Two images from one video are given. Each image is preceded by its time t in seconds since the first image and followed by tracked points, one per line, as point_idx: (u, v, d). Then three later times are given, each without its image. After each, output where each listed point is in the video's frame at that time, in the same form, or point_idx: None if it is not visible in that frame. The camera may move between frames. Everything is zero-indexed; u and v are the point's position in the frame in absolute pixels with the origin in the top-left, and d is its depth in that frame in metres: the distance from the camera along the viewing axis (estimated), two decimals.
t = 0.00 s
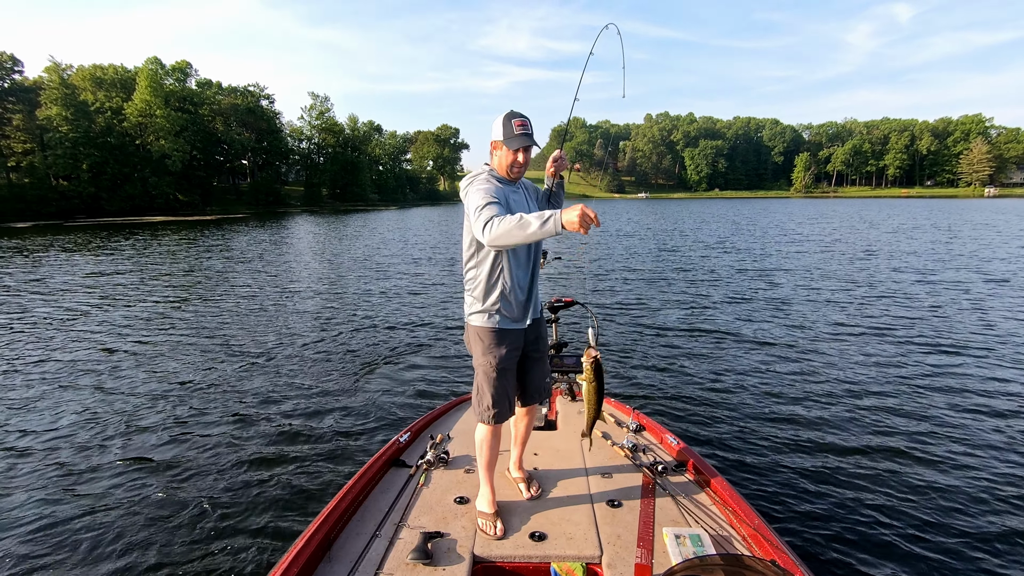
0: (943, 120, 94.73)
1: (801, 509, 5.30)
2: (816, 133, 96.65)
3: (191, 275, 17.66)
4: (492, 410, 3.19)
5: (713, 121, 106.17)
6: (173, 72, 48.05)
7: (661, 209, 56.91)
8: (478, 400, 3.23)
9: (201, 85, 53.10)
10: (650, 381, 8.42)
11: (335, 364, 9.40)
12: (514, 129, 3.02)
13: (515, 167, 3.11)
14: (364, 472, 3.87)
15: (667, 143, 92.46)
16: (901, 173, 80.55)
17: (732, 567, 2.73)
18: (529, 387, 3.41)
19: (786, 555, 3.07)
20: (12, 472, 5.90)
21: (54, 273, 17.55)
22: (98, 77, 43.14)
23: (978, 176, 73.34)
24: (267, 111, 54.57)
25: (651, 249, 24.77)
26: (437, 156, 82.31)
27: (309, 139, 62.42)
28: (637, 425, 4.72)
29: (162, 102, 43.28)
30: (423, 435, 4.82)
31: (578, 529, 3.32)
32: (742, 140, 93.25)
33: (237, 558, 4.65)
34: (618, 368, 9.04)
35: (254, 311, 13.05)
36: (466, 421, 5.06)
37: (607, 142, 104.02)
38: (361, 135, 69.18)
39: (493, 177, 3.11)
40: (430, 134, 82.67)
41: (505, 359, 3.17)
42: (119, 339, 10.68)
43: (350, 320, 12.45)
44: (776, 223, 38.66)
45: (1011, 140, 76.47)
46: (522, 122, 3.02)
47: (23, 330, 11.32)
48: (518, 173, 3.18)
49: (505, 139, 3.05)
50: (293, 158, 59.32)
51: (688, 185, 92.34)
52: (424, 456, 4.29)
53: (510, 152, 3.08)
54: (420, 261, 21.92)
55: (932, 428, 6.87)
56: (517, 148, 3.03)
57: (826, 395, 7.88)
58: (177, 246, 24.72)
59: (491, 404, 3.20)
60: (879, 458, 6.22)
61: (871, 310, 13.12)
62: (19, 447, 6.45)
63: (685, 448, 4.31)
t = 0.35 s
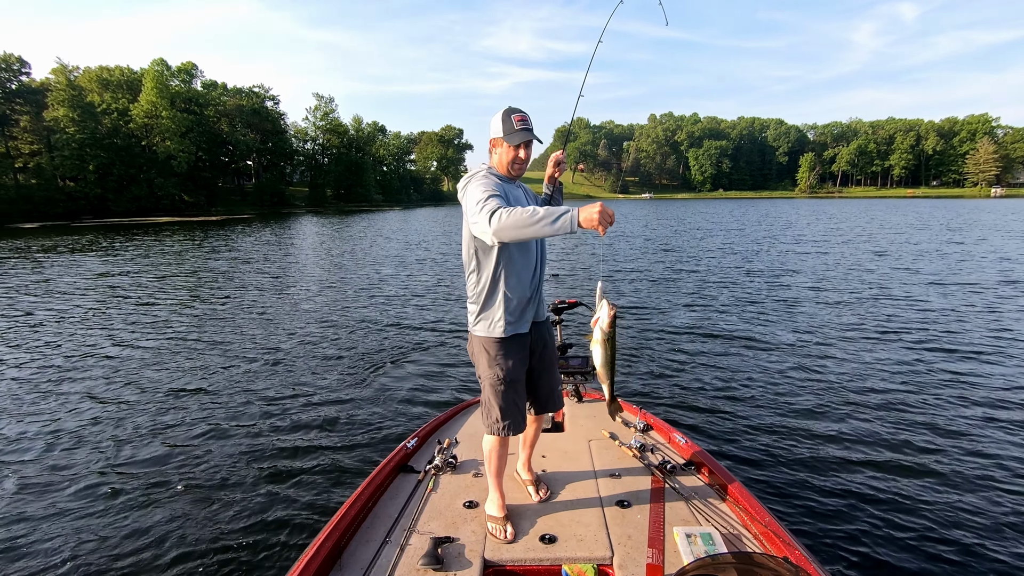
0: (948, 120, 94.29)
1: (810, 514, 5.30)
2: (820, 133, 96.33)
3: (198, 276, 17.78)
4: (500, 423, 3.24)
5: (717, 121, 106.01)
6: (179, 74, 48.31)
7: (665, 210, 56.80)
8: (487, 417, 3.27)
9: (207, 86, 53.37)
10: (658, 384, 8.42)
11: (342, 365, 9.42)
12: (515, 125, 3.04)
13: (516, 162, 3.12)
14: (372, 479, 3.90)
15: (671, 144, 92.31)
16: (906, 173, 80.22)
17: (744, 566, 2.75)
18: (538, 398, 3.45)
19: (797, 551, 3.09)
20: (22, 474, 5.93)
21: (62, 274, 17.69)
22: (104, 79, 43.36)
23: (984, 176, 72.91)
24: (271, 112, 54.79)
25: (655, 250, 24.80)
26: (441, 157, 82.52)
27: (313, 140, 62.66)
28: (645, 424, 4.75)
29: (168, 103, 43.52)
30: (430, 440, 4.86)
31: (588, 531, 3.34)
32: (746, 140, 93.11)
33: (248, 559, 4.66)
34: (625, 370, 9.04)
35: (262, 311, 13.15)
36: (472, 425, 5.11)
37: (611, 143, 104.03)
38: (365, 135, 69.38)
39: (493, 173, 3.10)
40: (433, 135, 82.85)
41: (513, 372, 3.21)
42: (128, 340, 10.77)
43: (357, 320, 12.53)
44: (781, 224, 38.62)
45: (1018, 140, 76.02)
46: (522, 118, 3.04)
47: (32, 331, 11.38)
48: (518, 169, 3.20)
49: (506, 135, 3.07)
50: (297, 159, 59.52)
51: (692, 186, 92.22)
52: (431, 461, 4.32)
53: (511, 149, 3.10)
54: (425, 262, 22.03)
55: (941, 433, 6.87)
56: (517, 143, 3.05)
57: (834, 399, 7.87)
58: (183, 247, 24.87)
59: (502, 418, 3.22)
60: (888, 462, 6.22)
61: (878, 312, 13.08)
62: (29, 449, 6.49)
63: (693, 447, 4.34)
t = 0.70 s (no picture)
0: (955, 122, 93.73)
1: (815, 519, 5.30)
2: (826, 135, 95.94)
3: (203, 273, 17.88)
4: (501, 425, 3.27)
5: (722, 122, 105.71)
6: (185, 71, 48.49)
7: (670, 210, 56.70)
8: (490, 419, 3.31)
9: (213, 83, 53.57)
10: (662, 388, 8.41)
11: (347, 364, 9.45)
12: (509, 119, 3.02)
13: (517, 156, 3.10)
14: (374, 480, 3.92)
15: (676, 144, 92.09)
16: (912, 175, 79.82)
17: (746, 564, 2.77)
18: (545, 402, 3.44)
19: (799, 549, 3.11)
20: (30, 470, 6.00)
21: (68, 271, 17.82)
22: (111, 76, 43.52)
23: (991, 179, 72.47)
24: (277, 110, 54.94)
25: (660, 251, 24.83)
26: (446, 156, 82.65)
27: (319, 138, 62.82)
28: (646, 423, 4.77)
29: (174, 100, 43.70)
30: (432, 440, 4.89)
31: (590, 530, 3.36)
32: (751, 141, 92.83)
33: (252, 559, 4.68)
34: (630, 374, 9.03)
35: (267, 309, 13.23)
36: (474, 425, 5.13)
37: (615, 143, 103.93)
38: (370, 134, 69.49)
39: (494, 171, 3.12)
40: (438, 134, 83.00)
41: (515, 375, 3.24)
42: (135, 336, 10.87)
43: (362, 318, 12.60)
44: (787, 225, 38.55)
45: None
46: (518, 110, 3.02)
47: (38, 328, 11.44)
48: (518, 164, 3.17)
49: (502, 131, 3.07)
50: (302, 157, 59.65)
51: (697, 186, 92.03)
52: (433, 462, 4.35)
53: (508, 145, 3.09)
54: (429, 261, 22.10)
55: (946, 439, 6.85)
56: (515, 137, 3.05)
57: (839, 404, 7.85)
58: (188, 244, 25.00)
59: (505, 418, 3.25)
60: (893, 468, 6.21)
61: (883, 316, 13.05)
62: (37, 446, 6.54)
63: (695, 446, 4.35)
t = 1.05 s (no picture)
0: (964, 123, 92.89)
1: (813, 522, 5.26)
2: (833, 135, 95.35)
3: (207, 272, 18.00)
4: (496, 421, 3.25)
5: (728, 123, 105.30)
6: (192, 70, 48.82)
7: (674, 211, 56.54)
8: (485, 415, 3.30)
9: (220, 83, 53.87)
10: (662, 390, 8.39)
11: (349, 362, 9.48)
12: (510, 115, 3.03)
13: (518, 155, 3.09)
14: (366, 475, 3.92)
15: (682, 145, 91.82)
16: (920, 176, 79.21)
17: (735, 566, 2.75)
18: (543, 404, 3.39)
19: (789, 553, 3.09)
20: (31, 465, 6.07)
21: (75, 269, 17.98)
22: (119, 75, 43.81)
23: (1000, 180, 71.80)
24: (283, 110, 55.19)
25: (663, 252, 24.80)
26: (451, 155, 82.82)
27: (324, 138, 63.03)
28: (640, 424, 4.75)
29: (181, 99, 44.00)
30: (425, 436, 4.89)
31: (581, 529, 3.35)
32: (758, 142, 92.41)
33: (247, 555, 4.71)
34: (630, 375, 9.01)
35: (270, 308, 13.31)
36: (468, 423, 5.14)
37: (621, 143, 103.74)
38: (376, 133, 69.67)
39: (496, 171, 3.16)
40: (444, 134, 83.15)
41: (510, 373, 3.22)
42: (139, 334, 10.97)
43: (364, 317, 12.67)
44: (792, 226, 38.39)
45: None
46: (518, 106, 3.02)
47: (43, 326, 11.54)
48: (520, 160, 3.15)
49: (503, 128, 3.07)
50: (308, 156, 59.91)
51: (702, 187, 91.71)
52: (426, 458, 4.35)
53: (510, 142, 3.09)
54: (433, 260, 22.17)
55: (948, 444, 6.80)
56: (515, 135, 3.05)
57: (841, 408, 7.81)
58: (194, 243, 25.16)
59: (498, 415, 3.24)
60: (892, 471, 6.17)
61: (887, 319, 12.96)
62: (38, 442, 6.59)
63: (688, 448, 4.34)
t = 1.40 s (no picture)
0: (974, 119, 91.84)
1: (812, 523, 5.21)
2: (840, 132, 94.63)
3: (214, 274, 18.18)
4: (492, 420, 3.24)
5: (734, 121, 104.81)
6: (199, 75, 49.30)
7: (680, 211, 56.29)
8: (482, 413, 3.29)
9: (227, 87, 54.30)
10: (663, 390, 8.35)
11: (349, 364, 9.51)
12: (519, 118, 3.03)
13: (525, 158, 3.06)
14: (361, 473, 3.94)
15: (687, 144, 91.53)
16: (928, 173, 78.42)
17: (729, 569, 2.73)
18: (540, 405, 3.36)
19: (782, 558, 3.07)
20: (37, 466, 6.15)
21: (85, 272, 18.22)
22: (127, 80, 44.29)
23: (1009, 176, 70.94)
24: (289, 113, 55.55)
25: (668, 252, 24.74)
26: (456, 156, 83.00)
27: (330, 140, 63.36)
28: (636, 426, 4.75)
29: (188, 103, 44.42)
30: (421, 435, 4.91)
31: (575, 530, 3.34)
32: (764, 140, 91.92)
33: (245, 555, 4.75)
34: (632, 375, 9.01)
35: (275, 309, 13.43)
36: (464, 422, 5.15)
37: (626, 142, 103.55)
38: (381, 135, 69.93)
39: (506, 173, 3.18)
40: (449, 135, 83.38)
41: (508, 371, 3.20)
42: (145, 337, 11.09)
43: (368, 318, 12.74)
44: (799, 225, 38.15)
45: None
46: (528, 110, 3.03)
47: (48, 329, 11.65)
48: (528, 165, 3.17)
49: (511, 129, 3.08)
50: (314, 158, 60.25)
51: (708, 185, 91.32)
52: (421, 457, 4.37)
53: (516, 141, 3.09)
54: (437, 261, 22.23)
55: (951, 443, 6.75)
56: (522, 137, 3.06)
57: (843, 408, 7.74)
58: (202, 246, 25.39)
59: (493, 412, 3.22)
60: (894, 471, 6.12)
61: (892, 317, 12.84)
62: (40, 445, 6.65)
63: (683, 451, 4.34)
